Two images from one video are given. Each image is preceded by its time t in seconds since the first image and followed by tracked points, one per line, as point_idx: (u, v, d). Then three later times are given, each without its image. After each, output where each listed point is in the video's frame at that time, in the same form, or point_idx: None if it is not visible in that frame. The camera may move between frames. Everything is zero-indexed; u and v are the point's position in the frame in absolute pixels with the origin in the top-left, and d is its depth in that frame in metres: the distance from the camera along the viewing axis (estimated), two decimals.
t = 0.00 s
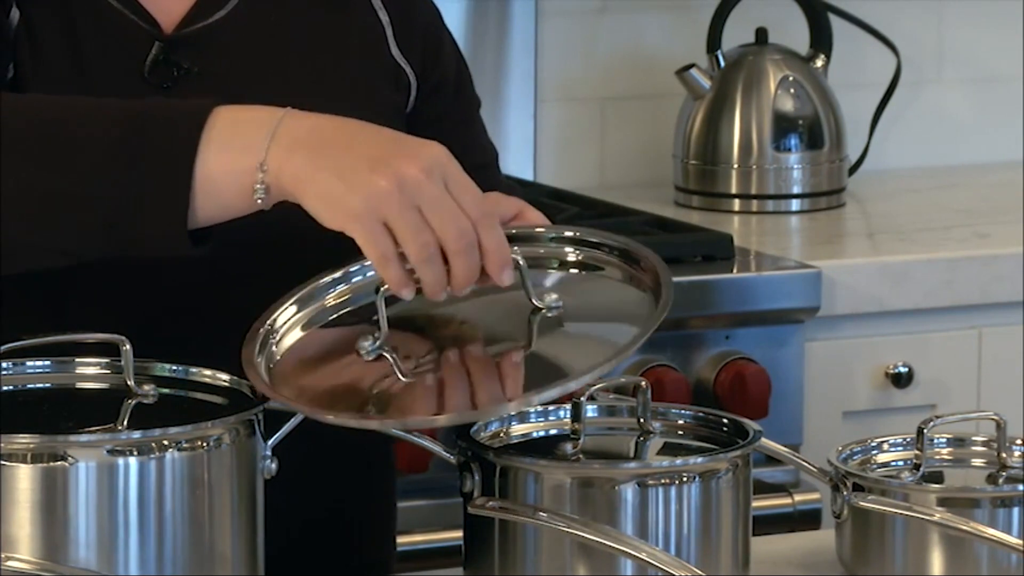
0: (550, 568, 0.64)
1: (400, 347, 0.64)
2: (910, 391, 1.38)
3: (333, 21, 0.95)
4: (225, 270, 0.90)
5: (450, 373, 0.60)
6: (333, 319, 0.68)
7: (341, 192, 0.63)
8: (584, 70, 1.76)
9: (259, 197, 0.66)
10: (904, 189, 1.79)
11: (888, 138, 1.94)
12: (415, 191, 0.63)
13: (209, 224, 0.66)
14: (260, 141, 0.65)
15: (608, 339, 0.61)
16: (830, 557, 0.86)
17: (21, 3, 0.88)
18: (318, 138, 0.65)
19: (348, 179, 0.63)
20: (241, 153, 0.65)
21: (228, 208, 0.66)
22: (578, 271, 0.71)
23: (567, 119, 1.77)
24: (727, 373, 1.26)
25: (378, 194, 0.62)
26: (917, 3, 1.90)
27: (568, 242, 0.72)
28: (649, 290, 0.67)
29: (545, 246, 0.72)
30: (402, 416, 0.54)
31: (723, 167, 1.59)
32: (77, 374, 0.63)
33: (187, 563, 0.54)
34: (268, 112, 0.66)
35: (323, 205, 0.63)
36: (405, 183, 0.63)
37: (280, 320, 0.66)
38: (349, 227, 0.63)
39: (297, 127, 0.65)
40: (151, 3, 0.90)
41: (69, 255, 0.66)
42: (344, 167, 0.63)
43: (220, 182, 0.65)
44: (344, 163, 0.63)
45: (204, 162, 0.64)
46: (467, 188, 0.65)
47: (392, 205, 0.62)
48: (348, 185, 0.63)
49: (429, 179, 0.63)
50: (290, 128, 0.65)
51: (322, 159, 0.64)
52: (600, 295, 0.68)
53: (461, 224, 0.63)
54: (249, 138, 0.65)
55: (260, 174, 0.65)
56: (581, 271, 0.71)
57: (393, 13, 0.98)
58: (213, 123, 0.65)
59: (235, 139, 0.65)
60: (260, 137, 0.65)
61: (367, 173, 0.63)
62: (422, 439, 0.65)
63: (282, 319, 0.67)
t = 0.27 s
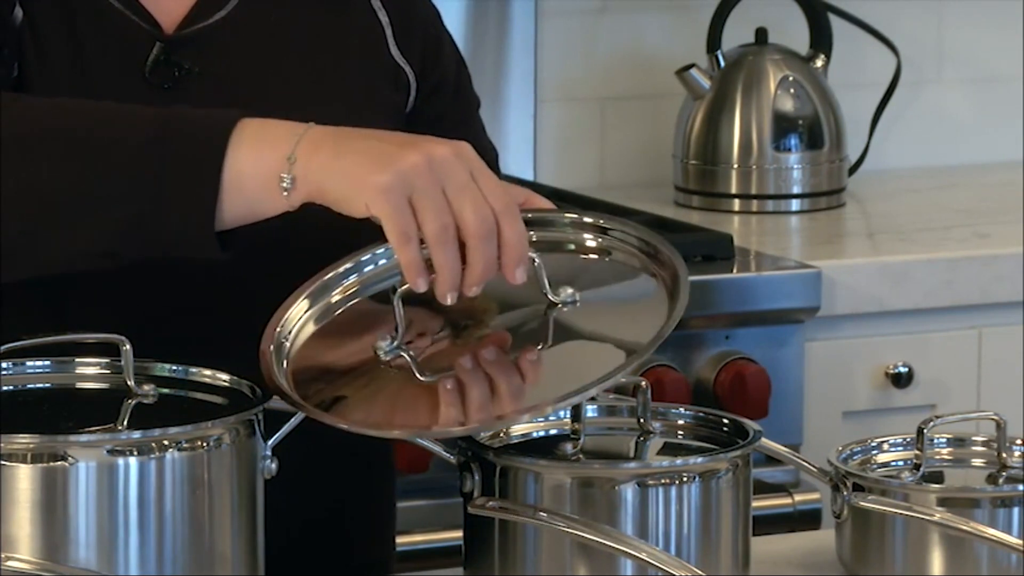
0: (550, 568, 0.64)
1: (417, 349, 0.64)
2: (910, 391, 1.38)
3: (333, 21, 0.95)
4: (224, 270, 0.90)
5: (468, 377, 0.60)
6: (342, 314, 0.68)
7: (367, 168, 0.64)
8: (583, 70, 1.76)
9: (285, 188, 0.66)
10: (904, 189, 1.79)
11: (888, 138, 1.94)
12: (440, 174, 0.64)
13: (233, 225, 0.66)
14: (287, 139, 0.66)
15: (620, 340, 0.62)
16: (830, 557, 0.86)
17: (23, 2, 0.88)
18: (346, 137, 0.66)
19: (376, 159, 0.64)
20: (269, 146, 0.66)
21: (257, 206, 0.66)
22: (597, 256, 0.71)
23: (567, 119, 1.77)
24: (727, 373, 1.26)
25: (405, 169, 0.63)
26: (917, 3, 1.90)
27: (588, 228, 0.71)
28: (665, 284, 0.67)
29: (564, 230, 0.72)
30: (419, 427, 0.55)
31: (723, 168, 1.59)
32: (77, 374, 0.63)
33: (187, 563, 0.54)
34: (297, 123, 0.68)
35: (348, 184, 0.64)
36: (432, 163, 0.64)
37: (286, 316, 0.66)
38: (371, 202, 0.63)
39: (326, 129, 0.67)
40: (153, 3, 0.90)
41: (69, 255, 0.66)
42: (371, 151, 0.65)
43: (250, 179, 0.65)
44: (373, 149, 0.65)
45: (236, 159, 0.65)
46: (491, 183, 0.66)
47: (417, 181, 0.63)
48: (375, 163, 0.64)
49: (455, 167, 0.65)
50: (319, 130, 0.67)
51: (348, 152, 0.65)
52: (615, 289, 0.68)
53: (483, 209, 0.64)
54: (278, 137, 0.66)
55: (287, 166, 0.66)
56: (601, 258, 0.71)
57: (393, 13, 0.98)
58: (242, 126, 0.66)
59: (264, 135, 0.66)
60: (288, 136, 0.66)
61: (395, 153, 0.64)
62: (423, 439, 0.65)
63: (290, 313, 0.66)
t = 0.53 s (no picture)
0: (550, 568, 0.64)
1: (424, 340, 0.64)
2: (910, 391, 1.38)
3: (333, 21, 0.95)
4: (224, 270, 0.90)
5: (476, 369, 0.60)
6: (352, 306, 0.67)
7: (370, 184, 0.62)
8: (583, 70, 1.76)
9: (289, 189, 0.65)
10: (904, 189, 1.79)
11: (888, 138, 1.94)
12: (445, 185, 0.62)
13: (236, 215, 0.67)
14: (289, 136, 0.65)
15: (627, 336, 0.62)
16: (830, 557, 0.86)
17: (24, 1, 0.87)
18: (348, 134, 0.64)
19: (378, 172, 0.62)
20: (270, 150, 0.65)
21: (259, 200, 0.66)
22: (602, 251, 0.71)
23: (567, 120, 1.77)
24: (727, 373, 1.26)
25: (409, 185, 0.62)
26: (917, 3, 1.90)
27: (592, 223, 0.72)
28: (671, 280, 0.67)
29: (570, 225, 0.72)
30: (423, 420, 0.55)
31: (723, 168, 1.59)
32: (77, 374, 0.63)
33: (187, 563, 0.54)
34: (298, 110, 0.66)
35: (351, 199, 0.63)
36: (436, 176, 0.62)
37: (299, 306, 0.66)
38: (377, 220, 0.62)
39: (327, 124, 0.65)
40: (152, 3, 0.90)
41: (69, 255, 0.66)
42: (374, 159, 0.63)
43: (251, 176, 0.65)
44: (374, 155, 0.63)
45: (236, 155, 0.65)
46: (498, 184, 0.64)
47: (421, 197, 0.62)
48: (378, 177, 0.62)
49: (461, 174, 0.63)
50: (319, 124, 0.65)
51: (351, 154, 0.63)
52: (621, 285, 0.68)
53: (490, 217, 0.63)
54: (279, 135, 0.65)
55: (290, 170, 0.65)
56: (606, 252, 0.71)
57: (393, 12, 0.98)
58: (244, 118, 0.65)
59: (265, 135, 0.65)
60: (288, 135, 0.65)
61: (398, 165, 0.62)
62: (423, 439, 0.65)
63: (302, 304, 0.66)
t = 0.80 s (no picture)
0: (550, 569, 0.64)
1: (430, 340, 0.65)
2: (910, 391, 1.38)
3: (333, 21, 0.95)
4: (224, 270, 0.90)
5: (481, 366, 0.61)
6: (354, 323, 0.68)
7: (355, 181, 0.63)
8: (583, 70, 1.76)
9: (270, 180, 0.65)
10: (904, 189, 1.79)
11: (887, 138, 1.94)
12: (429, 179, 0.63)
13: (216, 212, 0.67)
14: (268, 129, 0.65)
15: (631, 311, 0.64)
16: (830, 557, 0.86)
17: None
18: (328, 123, 0.64)
19: (363, 168, 0.63)
20: (251, 140, 0.65)
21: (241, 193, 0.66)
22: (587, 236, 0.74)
23: (567, 119, 1.77)
24: (727, 373, 1.26)
25: (393, 182, 0.62)
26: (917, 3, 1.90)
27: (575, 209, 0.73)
28: (666, 248, 0.71)
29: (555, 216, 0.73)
30: (457, 399, 0.56)
31: (723, 167, 1.59)
32: (77, 374, 0.63)
33: (187, 563, 0.54)
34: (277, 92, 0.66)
35: (336, 192, 0.63)
36: (421, 172, 0.63)
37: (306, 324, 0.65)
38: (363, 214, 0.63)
39: (307, 108, 0.65)
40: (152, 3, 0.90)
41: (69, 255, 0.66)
42: (356, 153, 0.63)
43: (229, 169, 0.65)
44: (358, 149, 0.63)
45: (215, 146, 0.64)
46: (480, 172, 0.65)
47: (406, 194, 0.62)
48: (363, 174, 0.62)
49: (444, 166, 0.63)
50: (300, 109, 0.65)
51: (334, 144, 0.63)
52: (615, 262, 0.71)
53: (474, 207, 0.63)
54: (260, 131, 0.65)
55: (271, 160, 0.65)
56: (590, 236, 0.74)
57: (393, 12, 0.98)
58: (225, 104, 0.65)
59: (245, 125, 0.65)
60: (267, 123, 0.65)
61: (382, 161, 0.63)
62: (423, 439, 0.65)
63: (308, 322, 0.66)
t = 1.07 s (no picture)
0: (550, 569, 0.64)
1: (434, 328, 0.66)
2: (910, 391, 1.38)
3: (332, 21, 0.95)
4: (224, 270, 0.90)
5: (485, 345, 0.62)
6: (354, 332, 0.68)
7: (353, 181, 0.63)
8: (583, 70, 1.76)
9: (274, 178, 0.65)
10: (904, 189, 1.79)
11: (887, 138, 1.94)
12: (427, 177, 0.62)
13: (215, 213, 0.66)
14: (269, 127, 0.65)
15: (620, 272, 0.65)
16: (830, 557, 0.86)
17: None
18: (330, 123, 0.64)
19: (361, 167, 0.62)
20: (253, 140, 0.65)
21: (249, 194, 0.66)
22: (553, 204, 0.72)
23: (567, 120, 1.77)
24: (727, 373, 1.26)
25: (390, 182, 0.62)
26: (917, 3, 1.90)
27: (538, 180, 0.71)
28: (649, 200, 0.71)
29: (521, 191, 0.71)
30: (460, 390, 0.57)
31: (723, 167, 1.59)
32: (77, 374, 0.63)
33: (186, 563, 0.54)
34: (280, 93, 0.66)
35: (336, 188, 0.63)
36: (419, 168, 0.62)
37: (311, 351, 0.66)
38: (363, 212, 0.63)
39: (310, 108, 0.65)
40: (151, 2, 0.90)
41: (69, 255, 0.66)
42: (355, 150, 0.63)
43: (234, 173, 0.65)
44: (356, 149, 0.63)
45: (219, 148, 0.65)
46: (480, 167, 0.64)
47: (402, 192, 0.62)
48: (361, 174, 0.62)
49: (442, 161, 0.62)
50: (300, 110, 0.65)
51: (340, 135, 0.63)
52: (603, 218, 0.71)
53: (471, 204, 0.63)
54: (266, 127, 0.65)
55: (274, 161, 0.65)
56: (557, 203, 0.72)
57: (392, 12, 0.98)
58: (230, 104, 0.65)
59: (249, 124, 0.65)
60: (269, 123, 0.65)
61: (379, 161, 0.62)
62: (423, 439, 0.65)
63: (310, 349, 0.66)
